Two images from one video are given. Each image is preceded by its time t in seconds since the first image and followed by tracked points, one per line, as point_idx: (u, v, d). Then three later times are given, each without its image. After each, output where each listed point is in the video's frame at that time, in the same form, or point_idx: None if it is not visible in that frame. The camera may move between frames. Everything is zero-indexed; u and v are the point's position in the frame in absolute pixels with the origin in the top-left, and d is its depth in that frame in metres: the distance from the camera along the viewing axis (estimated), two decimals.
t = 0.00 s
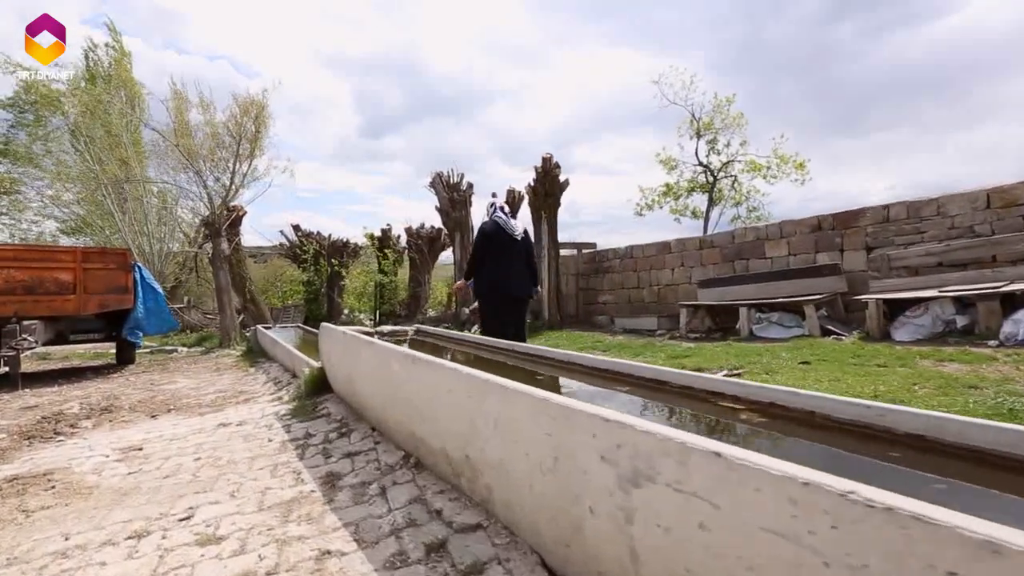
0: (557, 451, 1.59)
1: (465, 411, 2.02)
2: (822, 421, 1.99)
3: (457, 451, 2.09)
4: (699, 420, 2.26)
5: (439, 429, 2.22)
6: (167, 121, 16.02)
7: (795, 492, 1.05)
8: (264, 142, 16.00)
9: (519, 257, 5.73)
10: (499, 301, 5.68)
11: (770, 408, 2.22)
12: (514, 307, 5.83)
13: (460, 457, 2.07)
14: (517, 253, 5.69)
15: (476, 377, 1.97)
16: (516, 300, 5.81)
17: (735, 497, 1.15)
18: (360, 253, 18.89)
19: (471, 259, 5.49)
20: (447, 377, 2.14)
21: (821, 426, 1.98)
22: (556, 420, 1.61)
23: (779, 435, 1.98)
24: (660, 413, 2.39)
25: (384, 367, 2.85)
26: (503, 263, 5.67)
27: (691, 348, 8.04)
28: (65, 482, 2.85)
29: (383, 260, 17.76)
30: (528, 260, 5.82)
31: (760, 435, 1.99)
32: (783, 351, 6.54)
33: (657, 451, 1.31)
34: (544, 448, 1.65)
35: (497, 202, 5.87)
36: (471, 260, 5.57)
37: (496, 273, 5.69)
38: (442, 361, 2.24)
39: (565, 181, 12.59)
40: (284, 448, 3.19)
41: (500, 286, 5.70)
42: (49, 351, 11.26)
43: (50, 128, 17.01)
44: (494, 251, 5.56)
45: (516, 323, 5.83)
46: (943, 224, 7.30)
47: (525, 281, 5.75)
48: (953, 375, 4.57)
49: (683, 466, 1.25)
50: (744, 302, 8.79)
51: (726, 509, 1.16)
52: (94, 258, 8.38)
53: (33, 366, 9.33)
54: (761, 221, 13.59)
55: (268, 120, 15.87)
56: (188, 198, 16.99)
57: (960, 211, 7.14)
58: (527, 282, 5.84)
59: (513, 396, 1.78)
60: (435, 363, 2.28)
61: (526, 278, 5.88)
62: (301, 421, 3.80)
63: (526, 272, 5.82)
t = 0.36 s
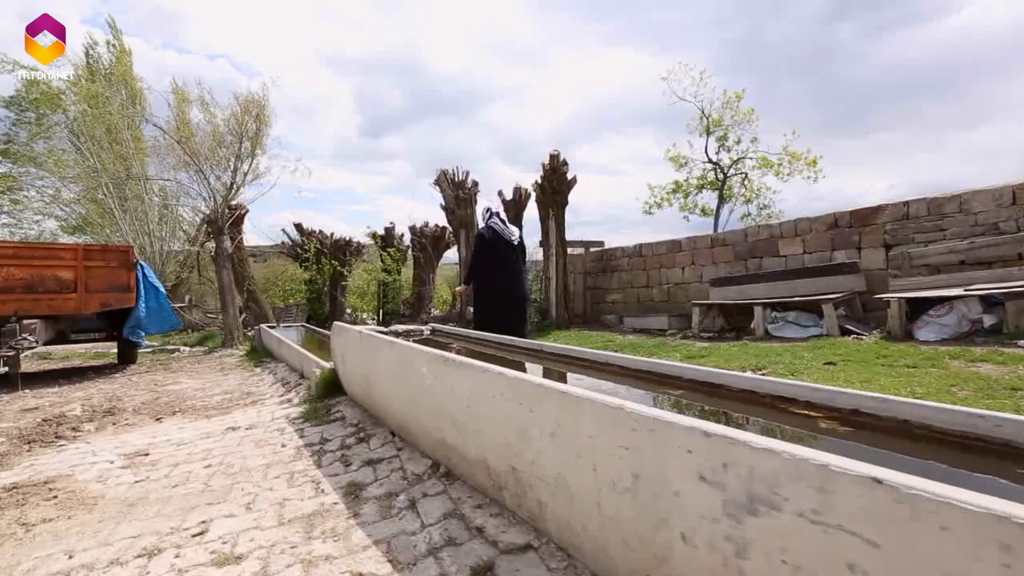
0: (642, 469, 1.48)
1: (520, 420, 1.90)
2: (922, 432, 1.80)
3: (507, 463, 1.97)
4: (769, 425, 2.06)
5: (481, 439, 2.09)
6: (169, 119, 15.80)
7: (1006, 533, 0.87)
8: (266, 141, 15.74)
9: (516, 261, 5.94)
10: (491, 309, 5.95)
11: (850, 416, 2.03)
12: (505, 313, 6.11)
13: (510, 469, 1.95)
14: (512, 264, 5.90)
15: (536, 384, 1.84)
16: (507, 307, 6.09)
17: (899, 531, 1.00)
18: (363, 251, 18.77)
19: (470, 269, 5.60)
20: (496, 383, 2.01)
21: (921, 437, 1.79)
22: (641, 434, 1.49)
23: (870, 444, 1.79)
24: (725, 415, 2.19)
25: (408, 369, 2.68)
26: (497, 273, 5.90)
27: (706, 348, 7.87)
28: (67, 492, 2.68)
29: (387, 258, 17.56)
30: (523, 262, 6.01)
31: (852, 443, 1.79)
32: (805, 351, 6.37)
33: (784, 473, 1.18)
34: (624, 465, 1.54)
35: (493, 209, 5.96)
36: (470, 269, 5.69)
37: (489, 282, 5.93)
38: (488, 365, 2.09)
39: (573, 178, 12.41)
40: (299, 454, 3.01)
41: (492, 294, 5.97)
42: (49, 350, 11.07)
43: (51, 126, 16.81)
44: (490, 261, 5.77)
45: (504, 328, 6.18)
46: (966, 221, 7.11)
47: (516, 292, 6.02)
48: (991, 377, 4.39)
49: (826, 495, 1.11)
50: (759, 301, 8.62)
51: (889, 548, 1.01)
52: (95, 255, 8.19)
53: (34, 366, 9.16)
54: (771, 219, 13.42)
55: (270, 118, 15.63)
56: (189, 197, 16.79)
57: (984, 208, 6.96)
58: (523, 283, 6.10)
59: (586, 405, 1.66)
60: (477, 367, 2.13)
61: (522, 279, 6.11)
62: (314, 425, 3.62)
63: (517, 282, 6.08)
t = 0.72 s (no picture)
0: (761, 497, 1.30)
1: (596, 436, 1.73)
2: None
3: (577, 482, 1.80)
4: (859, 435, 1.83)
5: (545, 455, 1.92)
6: (170, 119, 15.56)
7: None
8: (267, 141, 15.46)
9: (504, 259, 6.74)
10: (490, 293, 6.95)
11: (961, 429, 1.71)
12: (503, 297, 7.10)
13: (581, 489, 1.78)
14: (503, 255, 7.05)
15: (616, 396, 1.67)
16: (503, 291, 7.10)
17: None
18: (367, 250, 18.56)
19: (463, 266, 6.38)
20: (565, 393, 1.84)
21: None
22: (759, 457, 1.31)
23: (991, 461, 1.56)
24: (801, 424, 1.93)
25: (442, 374, 2.49)
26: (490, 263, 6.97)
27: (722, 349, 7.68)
28: (71, 506, 2.49)
29: (391, 258, 17.37)
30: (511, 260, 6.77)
31: (971, 460, 1.53)
32: (829, 353, 6.17)
33: (984, 514, 0.95)
34: (736, 491, 1.35)
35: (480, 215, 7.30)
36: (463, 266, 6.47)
37: (486, 271, 6.98)
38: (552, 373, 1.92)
39: (581, 177, 12.22)
40: (318, 465, 2.81)
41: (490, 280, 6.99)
42: (50, 352, 10.89)
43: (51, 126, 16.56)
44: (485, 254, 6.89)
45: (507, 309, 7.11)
46: (991, 219, 6.89)
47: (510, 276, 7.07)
48: None
49: None
50: (776, 301, 8.42)
51: None
52: (97, 254, 8.00)
53: (35, 368, 8.98)
54: (782, 218, 13.23)
55: (271, 118, 15.35)
56: (190, 198, 16.59)
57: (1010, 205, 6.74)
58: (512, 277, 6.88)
59: (684, 421, 1.48)
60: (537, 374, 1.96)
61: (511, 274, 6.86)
62: (331, 432, 3.41)
63: (510, 269, 7.16)
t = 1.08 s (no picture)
0: (924, 517, 1.12)
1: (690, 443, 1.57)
2: None
3: (663, 494, 1.64)
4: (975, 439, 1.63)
5: (623, 464, 1.76)
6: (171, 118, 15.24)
7: None
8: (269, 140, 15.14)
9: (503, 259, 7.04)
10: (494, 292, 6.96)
11: None
12: (505, 297, 7.12)
13: (672, 502, 1.62)
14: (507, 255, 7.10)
15: (714, 399, 1.51)
16: (505, 291, 7.12)
17: None
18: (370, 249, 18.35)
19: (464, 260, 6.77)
20: (648, 395, 1.68)
21: None
22: (925, 472, 1.12)
23: None
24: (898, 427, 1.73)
25: (486, 375, 2.32)
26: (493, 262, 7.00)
27: (740, 348, 7.49)
28: (74, 516, 2.30)
29: (395, 256, 17.19)
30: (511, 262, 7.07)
31: None
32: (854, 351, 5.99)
33: None
34: (885, 510, 1.18)
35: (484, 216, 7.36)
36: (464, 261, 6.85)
37: (489, 271, 6.99)
38: (628, 374, 1.77)
39: (590, 173, 12.02)
40: (338, 470, 2.62)
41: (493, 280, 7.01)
42: (50, 351, 10.69)
43: (50, 125, 16.32)
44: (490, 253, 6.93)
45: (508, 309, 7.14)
46: (1017, 213, 6.68)
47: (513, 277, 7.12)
48: None
49: None
50: (793, 299, 8.22)
51: None
52: (98, 251, 7.82)
53: (35, 368, 8.80)
54: (794, 214, 13.05)
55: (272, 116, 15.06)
56: (191, 197, 16.38)
57: None
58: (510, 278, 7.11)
59: (808, 427, 1.31)
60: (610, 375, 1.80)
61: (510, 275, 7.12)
62: (348, 435, 3.21)
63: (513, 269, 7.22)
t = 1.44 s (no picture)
0: None
1: (814, 467, 1.39)
2: None
3: (768, 524, 1.48)
4: None
5: (723, 488, 1.58)
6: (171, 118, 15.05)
7: None
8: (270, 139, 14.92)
9: (507, 261, 7.05)
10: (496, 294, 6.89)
11: None
12: (506, 299, 7.05)
13: (791, 535, 1.43)
14: (509, 257, 7.09)
15: (849, 416, 1.33)
16: (507, 293, 7.06)
17: None
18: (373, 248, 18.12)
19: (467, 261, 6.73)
20: (756, 410, 1.50)
21: None
22: None
23: None
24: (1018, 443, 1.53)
25: (543, 384, 2.15)
26: (497, 263, 6.95)
27: (758, 349, 7.30)
28: (74, 535, 2.11)
29: (399, 255, 17.00)
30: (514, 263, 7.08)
31: None
32: (881, 353, 5.79)
33: None
34: None
35: (488, 218, 7.33)
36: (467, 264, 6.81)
37: (492, 272, 6.94)
38: (725, 386, 1.59)
39: (599, 171, 11.81)
40: (360, 483, 2.43)
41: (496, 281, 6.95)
42: (50, 352, 10.48)
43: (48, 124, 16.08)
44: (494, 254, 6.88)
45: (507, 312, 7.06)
46: None
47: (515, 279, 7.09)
48: None
49: None
50: (811, 299, 8.02)
51: None
52: (100, 249, 7.63)
53: (35, 369, 8.61)
54: (805, 213, 12.84)
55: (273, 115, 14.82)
56: (192, 197, 16.17)
57: None
58: (512, 279, 7.09)
59: (985, 455, 1.11)
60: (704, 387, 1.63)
61: (512, 277, 7.11)
62: (366, 443, 3.02)
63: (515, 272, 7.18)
